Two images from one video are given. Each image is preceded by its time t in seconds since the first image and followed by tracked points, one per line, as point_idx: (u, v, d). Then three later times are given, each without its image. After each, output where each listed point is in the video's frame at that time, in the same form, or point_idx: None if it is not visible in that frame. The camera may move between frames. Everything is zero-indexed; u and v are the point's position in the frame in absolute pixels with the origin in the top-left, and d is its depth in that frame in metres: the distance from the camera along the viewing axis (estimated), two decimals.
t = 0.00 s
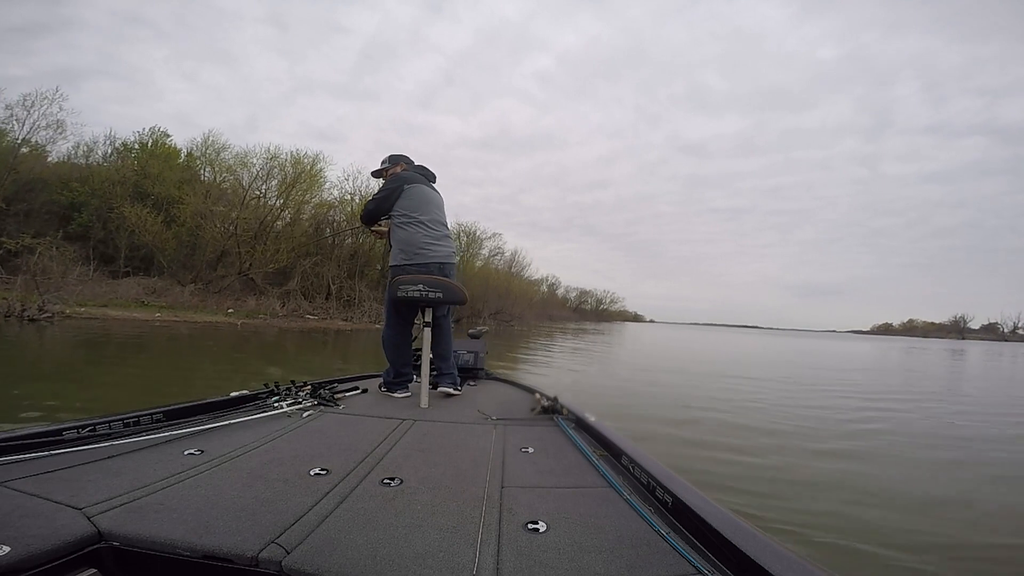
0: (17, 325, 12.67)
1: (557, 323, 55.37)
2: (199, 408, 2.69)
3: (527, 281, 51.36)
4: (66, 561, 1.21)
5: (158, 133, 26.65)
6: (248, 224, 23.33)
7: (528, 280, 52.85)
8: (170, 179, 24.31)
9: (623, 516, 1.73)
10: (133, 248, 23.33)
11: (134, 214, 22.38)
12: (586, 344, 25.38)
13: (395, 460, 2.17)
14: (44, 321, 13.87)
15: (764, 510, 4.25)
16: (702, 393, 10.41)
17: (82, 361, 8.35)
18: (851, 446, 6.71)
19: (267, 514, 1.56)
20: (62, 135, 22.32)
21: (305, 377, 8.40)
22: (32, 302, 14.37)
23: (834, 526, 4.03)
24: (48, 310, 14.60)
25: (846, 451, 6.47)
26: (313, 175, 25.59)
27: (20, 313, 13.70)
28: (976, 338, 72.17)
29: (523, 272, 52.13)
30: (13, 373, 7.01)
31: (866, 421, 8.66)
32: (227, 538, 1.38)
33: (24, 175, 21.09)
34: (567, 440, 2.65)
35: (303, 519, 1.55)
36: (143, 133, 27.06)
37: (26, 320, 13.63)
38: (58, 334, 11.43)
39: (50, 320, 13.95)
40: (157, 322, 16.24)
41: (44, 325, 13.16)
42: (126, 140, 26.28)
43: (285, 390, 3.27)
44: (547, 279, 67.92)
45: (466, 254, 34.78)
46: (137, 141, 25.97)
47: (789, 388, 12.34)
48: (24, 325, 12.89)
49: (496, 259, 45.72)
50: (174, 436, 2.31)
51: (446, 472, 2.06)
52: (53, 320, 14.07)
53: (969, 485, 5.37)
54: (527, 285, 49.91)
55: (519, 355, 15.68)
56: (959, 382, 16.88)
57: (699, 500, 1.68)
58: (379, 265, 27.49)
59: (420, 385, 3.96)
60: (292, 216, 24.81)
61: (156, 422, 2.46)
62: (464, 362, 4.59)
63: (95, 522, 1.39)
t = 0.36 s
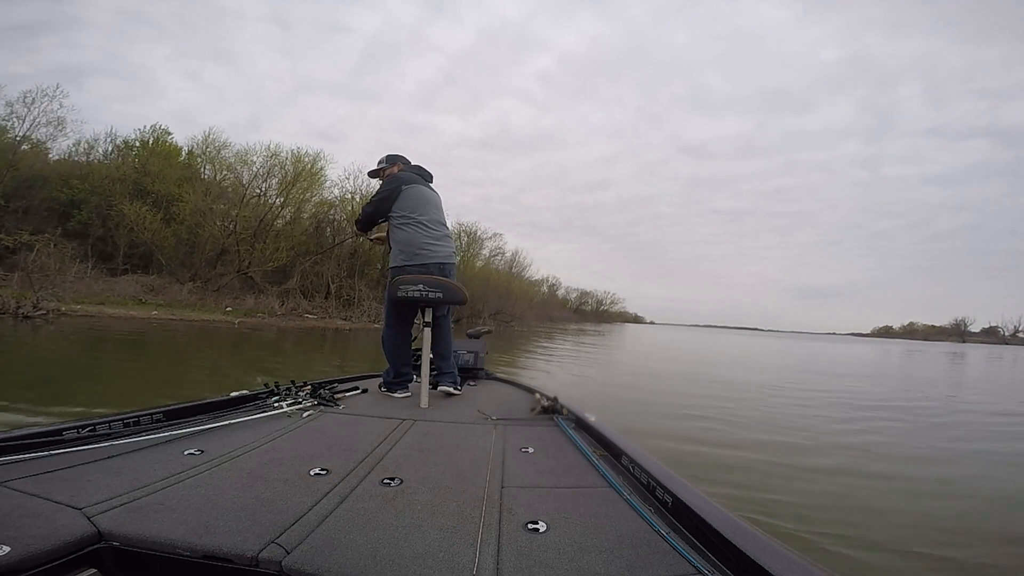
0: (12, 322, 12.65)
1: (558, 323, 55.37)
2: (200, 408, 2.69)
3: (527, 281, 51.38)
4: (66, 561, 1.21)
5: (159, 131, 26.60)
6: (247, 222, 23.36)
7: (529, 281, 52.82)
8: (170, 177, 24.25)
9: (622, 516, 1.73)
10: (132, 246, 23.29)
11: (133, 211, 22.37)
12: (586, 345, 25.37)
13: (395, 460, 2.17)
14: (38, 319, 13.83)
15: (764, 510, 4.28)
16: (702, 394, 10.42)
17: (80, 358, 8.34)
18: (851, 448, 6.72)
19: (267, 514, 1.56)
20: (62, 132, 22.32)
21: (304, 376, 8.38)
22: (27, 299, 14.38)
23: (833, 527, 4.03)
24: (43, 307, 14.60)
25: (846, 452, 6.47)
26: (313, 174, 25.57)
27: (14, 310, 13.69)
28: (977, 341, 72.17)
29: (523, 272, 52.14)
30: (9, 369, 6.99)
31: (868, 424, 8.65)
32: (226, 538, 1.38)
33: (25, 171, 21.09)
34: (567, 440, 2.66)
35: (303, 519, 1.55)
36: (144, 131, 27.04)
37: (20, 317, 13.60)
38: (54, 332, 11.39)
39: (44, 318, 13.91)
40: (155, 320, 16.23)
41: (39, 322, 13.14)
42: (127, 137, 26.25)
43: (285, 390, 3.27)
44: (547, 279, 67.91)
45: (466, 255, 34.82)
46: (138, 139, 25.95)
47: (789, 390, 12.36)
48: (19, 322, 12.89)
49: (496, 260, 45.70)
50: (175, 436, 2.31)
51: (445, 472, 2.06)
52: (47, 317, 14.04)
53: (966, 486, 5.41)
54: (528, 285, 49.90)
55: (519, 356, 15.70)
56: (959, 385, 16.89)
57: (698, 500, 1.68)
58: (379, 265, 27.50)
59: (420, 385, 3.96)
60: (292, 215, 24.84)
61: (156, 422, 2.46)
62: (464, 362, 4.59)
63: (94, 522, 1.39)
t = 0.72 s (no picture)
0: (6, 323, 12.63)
1: (558, 323, 55.32)
2: (199, 408, 2.69)
3: (528, 281, 51.35)
4: (66, 561, 1.21)
5: (158, 131, 26.34)
6: (246, 221, 23.39)
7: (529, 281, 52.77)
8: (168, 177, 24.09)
9: (622, 516, 1.73)
10: (130, 246, 23.25)
11: (132, 211, 22.35)
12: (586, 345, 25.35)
13: (395, 461, 2.17)
14: (33, 319, 13.77)
15: (763, 509, 4.28)
16: (702, 394, 10.42)
17: (76, 359, 8.31)
18: (850, 448, 6.72)
19: (267, 514, 1.56)
20: (60, 132, 22.29)
21: (303, 377, 8.36)
22: (22, 300, 14.36)
23: (832, 526, 4.04)
24: (38, 308, 14.55)
25: (846, 452, 6.47)
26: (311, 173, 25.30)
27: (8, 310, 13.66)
28: (978, 340, 72.11)
29: (523, 272, 52.11)
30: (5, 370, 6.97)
31: (868, 424, 8.65)
32: (226, 538, 1.38)
33: (23, 171, 21.10)
34: (567, 440, 2.66)
35: (303, 519, 1.55)
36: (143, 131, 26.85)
37: (15, 317, 13.57)
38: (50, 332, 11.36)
39: (39, 318, 13.86)
40: (153, 320, 16.21)
41: (34, 322, 13.12)
42: (125, 138, 26.00)
43: (285, 390, 3.27)
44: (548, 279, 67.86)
45: (466, 255, 34.82)
46: (137, 138, 25.91)
47: (789, 390, 12.36)
48: (14, 322, 12.87)
49: (497, 259, 45.68)
50: (174, 436, 2.31)
51: (445, 472, 2.06)
52: (42, 318, 13.98)
53: (966, 486, 5.40)
54: (528, 285, 49.87)
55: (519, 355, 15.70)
56: (959, 385, 16.88)
57: (698, 500, 1.68)
58: (379, 265, 27.51)
59: (420, 385, 3.96)
60: (292, 216, 24.97)
61: (156, 423, 2.46)
62: (464, 362, 4.58)
63: (94, 522, 1.39)
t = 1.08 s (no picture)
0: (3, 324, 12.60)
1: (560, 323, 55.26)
2: (200, 408, 2.69)
3: (529, 280, 51.29)
4: (66, 561, 1.21)
5: (158, 131, 26.41)
6: (246, 221, 23.34)
7: (530, 281, 52.72)
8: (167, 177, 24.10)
9: (622, 516, 1.73)
10: (130, 247, 23.26)
11: (131, 212, 22.31)
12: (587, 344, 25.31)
13: (395, 460, 2.17)
14: (30, 320, 13.72)
15: (765, 509, 4.27)
16: (703, 394, 10.40)
17: (76, 360, 8.30)
18: (850, 447, 6.72)
19: (266, 514, 1.56)
20: (58, 132, 22.28)
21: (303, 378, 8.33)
22: (19, 301, 14.34)
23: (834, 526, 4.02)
24: (35, 309, 14.49)
25: (845, 451, 6.47)
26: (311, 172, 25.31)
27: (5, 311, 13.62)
28: (980, 340, 71.98)
29: (524, 271, 52.05)
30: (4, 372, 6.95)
31: (868, 423, 8.65)
32: (226, 538, 1.38)
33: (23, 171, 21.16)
34: (567, 440, 2.66)
35: (303, 519, 1.55)
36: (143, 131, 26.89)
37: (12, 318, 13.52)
38: (48, 333, 11.34)
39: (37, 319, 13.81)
40: (152, 321, 16.19)
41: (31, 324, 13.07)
42: (125, 138, 26.12)
43: (285, 390, 3.27)
44: (549, 279, 67.80)
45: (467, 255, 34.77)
46: (136, 139, 25.90)
47: (790, 389, 12.34)
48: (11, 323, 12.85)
49: (498, 259, 45.66)
50: (174, 436, 2.31)
51: (445, 472, 2.06)
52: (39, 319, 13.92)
53: (964, 485, 5.41)
54: (529, 284, 49.81)
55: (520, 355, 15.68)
56: (962, 383, 16.81)
57: (698, 500, 1.68)
58: (380, 265, 27.51)
59: (420, 385, 3.96)
60: (293, 216, 24.90)
61: (156, 422, 2.46)
62: (463, 362, 4.58)
63: (94, 522, 1.39)
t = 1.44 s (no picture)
0: None
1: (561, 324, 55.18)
2: (199, 409, 2.69)
3: (530, 281, 51.23)
4: (66, 561, 1.21)
5: (156, 133, 26.47)
6: (244, 223, 23.23)
7: (532, 281, 52.64)
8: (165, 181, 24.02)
9: (622, 516, 1.73)
10: (129, 251, 23.28)
11: (129, 215, 22.23)
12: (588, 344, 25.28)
13: (395, 461, 2.17)
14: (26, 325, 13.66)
15: (766, 508, 4.25)
16: (704, 393, 10.38)
17: (75, 365, 8.32)
18: (850, 444, 6.71)
19: (266, 514, 1.56)
20: (55, 134, 22.27)
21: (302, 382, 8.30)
22: (15, 306, 14.31)
23: (835, 525, 4.01)
24: (30, 314, 14.38)
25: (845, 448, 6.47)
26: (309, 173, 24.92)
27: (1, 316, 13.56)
28: (981, 338, 71.87)
29: (525, 272, 51.99)
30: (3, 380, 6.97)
31: (869, 420, 8.64)
32: (226, 538, 1.38)
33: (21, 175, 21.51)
34: (567, 440, 2.65)
35: (303, 519, 1.55)
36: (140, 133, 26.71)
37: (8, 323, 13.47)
38: (44, 339, 11.29)
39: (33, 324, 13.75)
40: (151, 325, 16.14)
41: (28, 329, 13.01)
42: (124, 141, 26.26)
43: (285, 391, 3.27)
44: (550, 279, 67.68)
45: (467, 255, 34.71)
46: (135, 141, 25.88)
47: (791, 387, 12.32)
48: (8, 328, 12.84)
49: (499, 259, 45.62)
50: (174, 437, 2.31)
51: (445, 472, 2.06)
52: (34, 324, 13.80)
53: (964, 482, 5.41)
54: (530, 285, 49.73)
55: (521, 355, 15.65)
56: (964, 380, 16.75)
57: (698, 499, 1.68)
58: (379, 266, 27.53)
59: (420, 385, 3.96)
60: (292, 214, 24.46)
61: (155, 423, 2.46)
62: (463, 362, 4.59)
63: (94, 522, 1.39)
